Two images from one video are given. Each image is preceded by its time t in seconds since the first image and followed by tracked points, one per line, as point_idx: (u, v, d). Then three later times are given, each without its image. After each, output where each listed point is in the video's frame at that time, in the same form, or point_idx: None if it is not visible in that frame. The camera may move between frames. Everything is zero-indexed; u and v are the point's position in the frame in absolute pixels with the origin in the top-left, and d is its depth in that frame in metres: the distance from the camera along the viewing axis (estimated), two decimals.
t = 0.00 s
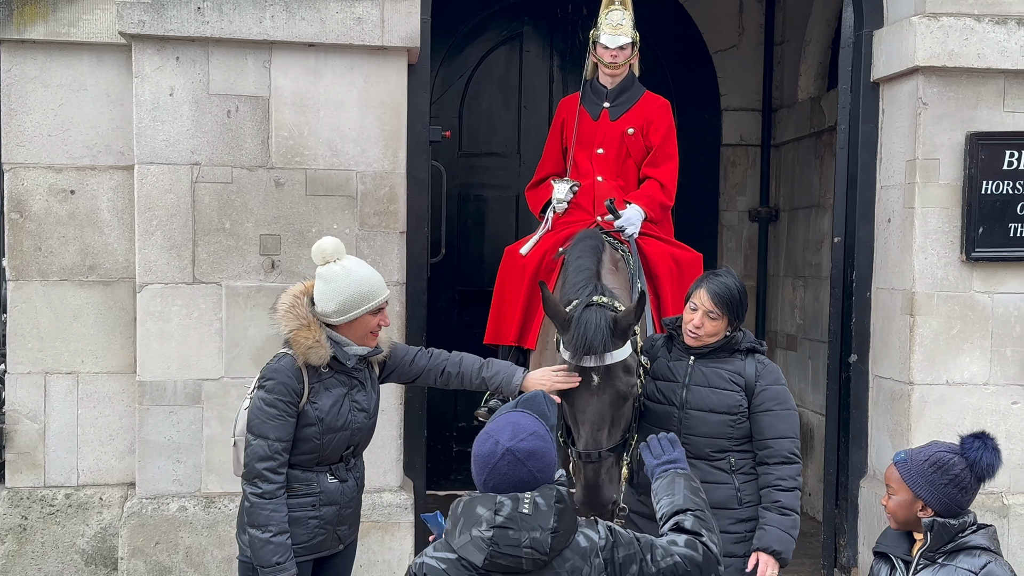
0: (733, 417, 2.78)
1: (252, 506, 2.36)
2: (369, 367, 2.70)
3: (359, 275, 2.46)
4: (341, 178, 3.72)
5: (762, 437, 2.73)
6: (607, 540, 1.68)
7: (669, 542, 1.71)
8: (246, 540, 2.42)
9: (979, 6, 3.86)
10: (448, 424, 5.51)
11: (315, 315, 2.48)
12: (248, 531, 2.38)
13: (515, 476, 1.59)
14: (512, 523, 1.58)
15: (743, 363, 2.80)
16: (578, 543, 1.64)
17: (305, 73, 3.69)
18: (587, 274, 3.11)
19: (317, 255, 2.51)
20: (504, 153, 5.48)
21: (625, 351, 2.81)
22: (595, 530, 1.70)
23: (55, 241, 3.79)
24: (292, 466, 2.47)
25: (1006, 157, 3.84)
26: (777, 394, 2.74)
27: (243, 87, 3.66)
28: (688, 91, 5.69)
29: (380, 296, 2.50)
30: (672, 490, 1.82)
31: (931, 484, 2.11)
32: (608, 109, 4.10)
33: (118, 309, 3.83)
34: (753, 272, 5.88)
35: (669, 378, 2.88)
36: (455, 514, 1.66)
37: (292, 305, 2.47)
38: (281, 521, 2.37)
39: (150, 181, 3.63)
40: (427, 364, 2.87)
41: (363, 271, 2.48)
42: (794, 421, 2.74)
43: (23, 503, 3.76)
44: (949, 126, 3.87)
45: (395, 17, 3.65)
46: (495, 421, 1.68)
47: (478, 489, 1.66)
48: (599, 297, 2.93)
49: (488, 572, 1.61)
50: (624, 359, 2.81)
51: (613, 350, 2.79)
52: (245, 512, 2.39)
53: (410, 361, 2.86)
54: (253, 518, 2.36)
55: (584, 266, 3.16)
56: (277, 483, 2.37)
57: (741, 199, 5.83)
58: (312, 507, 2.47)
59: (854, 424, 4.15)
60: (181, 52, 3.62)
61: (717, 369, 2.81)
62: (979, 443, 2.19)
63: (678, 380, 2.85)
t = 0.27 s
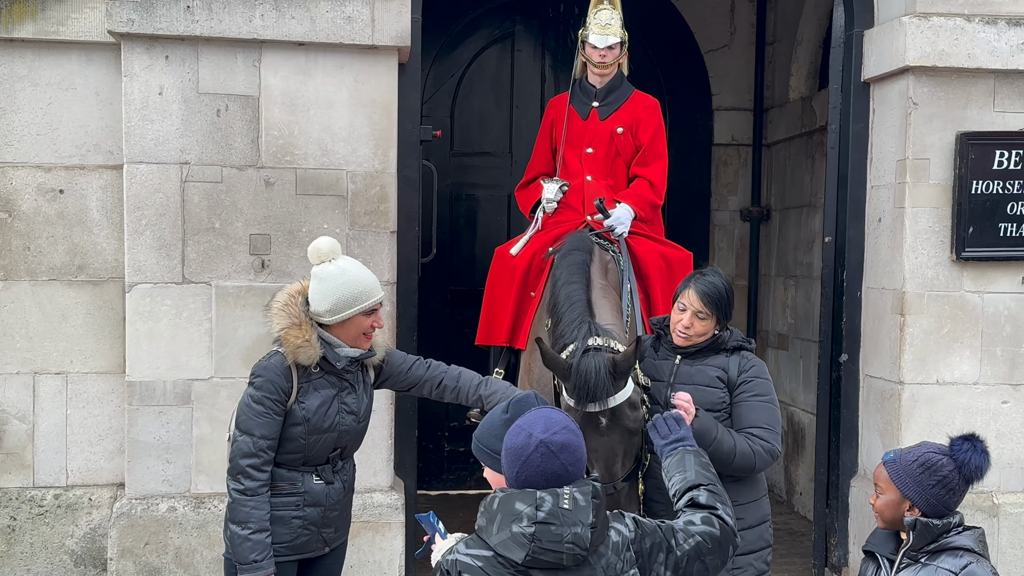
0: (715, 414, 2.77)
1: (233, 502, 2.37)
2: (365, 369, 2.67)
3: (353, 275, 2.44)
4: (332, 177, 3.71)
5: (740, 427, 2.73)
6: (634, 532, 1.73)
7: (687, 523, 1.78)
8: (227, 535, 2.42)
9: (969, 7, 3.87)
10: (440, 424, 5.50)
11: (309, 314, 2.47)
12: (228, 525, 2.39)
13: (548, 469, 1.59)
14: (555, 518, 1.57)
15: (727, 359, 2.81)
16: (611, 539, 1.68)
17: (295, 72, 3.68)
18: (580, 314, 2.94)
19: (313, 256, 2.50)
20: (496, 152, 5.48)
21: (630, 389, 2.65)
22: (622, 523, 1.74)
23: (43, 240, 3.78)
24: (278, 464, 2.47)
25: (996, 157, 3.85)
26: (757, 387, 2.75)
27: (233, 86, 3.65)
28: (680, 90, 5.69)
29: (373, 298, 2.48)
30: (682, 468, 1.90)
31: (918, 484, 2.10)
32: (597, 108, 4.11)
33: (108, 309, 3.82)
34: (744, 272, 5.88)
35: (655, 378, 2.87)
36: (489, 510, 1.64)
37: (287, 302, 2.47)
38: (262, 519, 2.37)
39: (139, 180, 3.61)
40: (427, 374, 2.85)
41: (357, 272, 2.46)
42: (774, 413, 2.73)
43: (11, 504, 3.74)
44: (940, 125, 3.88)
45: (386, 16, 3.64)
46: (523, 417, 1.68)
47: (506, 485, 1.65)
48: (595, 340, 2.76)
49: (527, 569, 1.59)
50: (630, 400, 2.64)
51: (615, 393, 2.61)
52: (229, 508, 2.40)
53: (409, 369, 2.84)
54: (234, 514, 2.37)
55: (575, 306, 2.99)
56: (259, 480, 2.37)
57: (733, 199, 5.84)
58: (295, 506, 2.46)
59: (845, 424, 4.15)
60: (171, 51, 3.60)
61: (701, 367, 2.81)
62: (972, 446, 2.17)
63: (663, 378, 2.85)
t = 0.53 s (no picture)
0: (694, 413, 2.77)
1: (223, 498, 2.36)
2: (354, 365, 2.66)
3: (340, 269, 2.45)
4: (322, 175, 3.70)
5: (711, 423, 2.71)
6: (657, 537, 1.73)
7: (699, 525, 1.81)
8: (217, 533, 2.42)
9: (959, 6, 3.88)
10: (431, 423, 5.50)
11: (297, 309, 2.47)
12: (219, 523, 2.38)
13: (570, 478, 1.59)
14: (594, 530, 1.58)
15: (710, 358, 2.82)
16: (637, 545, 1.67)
17: (286, 70, 3.67)
18: (580, 328, 2.86)
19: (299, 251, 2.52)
20: (487, 151, 5.47)
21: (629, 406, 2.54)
22: (645, 528, 1.73)
23: (32, 239, 3.76)
24: (269, 461, 2.46)
25: (985, 156, 3.86)
26: (736, 384, 2.73)
27: (222, 84, 3.64)
28: (671, 89, 5.69)
29: (360, 292, 2.48)
30: (682, 467, 1.93)
31: (906, 483, 2.10)
32: (586, 107, 4.10)
33: (97, 308, 3.80)
34: (735, 271, 5.89)
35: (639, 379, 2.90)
36: (518, 525, 1.61)
37: (274, 298, 2.47)
38: (252, 515, 2.36)
39: (128, 179, 3.60)
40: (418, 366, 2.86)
41: (344, 267, 2.47)
42: (751, 412, 2.71)
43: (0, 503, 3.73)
44: (930, 125, 3.89)
45: (377, 14, 3.63)
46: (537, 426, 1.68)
47: (527, 497, 1.63)
48: (596, 354, 2.65)
49: None
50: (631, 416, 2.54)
51: (618, 407, 2.50)
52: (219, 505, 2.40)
53: (400, 364, 2.83)
54: (224, 511, 2.36)
55: (574, 318, 2.93)
56: (249, 477, 2.37)
57: (724, 198, 5.85)
58: (285, 502, 2.46)
59: (835, 422, 4.16)
60: (160, 48, 3.59)
61: (683, 367, 2.82)
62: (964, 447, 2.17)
63: (645, 378, 2.87)
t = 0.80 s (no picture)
0: (685, 412, 2.79)
1: (209, 491, 2.36)
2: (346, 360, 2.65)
3: (321, 261, 2.43)
4: (312, 173, 3.69)
5: (703, 422, 2.72)
6: (682, 535, 1.74)
7: (719, 521, 1.84)
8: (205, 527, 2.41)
9: (948, 5, 3.90)
10: (422, 422, 5.49)
11: (283, 302, 2.47)
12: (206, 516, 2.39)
13: (597, 481, 1.60)
14: (628, 533, 1.58)
15: (698, 357, 2.83)
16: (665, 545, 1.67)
17: (276, 68, 3.65)
18: (561, 336, 2.85)
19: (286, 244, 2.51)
20: (477, 150, 5.46)
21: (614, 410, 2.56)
22: (671, 527, 1.73)
23: (20, 237, 3.74)
24: (257, 456, 2.46)
25: (974, 155, 3.88)
26: (723, 383, 2.74)
27: (211, 82, 3.62)
28: (661, 88, 5.69)
29: (340, 282, 2.46)
30: (690, 466, 1.94)
31: (899, 481, 2.11)
32: (576, 105, 4.09)
33: (85, 307, 3.78)
34: (725, 270, 5.90)
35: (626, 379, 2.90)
36: (546, 533, 1.58)
37: (265, 290, 2.48)
38: (236, 508, 2.35)
39: (117, 177, 3.58)
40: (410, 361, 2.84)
41: (324, 259, 2.45)
42: (740, 410, 2.71)
43: None
44: (919, 123, 3.90)
45: (367, 12, 3.62)
46: (554, 432, 1.68)
47: (550, 502, 1.63)
48: (577, 361, 2.63)
49: None
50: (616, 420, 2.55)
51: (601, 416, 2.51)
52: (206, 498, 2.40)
53: (390, 358, 2.84)
54: (210, 504, 2.36)
55: (555, 327, 2.92)
56: (235, 469, 2.37)
57: (714, 197, 5.86)
58: (271, 496, 2.45)
59: (825, 421, 4.17)
60: (149, 46, 3.57)
61: (671, 367, 2.83)
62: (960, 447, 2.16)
63: (633, 378, 2.87)
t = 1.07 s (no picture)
0: (677, 412, 2.82)
1: (196, 492, 2.36)
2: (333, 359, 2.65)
3: (306, 260, 2.43)
4: (302, 172, 3.68)
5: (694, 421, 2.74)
6: (698, 530, 1.78)
7: (728, 516, 1.90)
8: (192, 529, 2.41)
9: (936, 5, 3.91)
10: (412, 421, 5.49)
11: (269, 301, 2.47)
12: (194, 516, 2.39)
13: (621, 474, 1.66)
14: (650, 526, 1.63)
15: (685, 357, 2.84)
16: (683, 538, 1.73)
17: (265, 66, 3.64)
18: (546, 344, 2.90)
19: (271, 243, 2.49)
20: (467, 149, 5.46)
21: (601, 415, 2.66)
22: (688, 523, 1.78)
23: (8, 236, 3.72)
24: (244, 457, 2.46)
25: (962, 155, 3.89)
26: (711, 380, 2.76)
27: (200, 80, 3.61)
28: (651, 87, 5.70)
29: (325, 282, 2.45)
30: (694, 472, 2.04)
31: (893, 478, 2.12)
32: (565, 104, 4.09)
33: (74, 306, 3.76)
34: (715, 269, 5.92)
35: (616, 384, 2.92)
36: (570, 525, 1.64)
37: (250, 288, 2.47)
38: (223, 509, 2.35)
39: (106, 176, 3.56)
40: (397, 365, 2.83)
41: (309, 259, 2.44)
42: (730, 406, 2.72)
43: None
44: (908, 123, 3.91)
45: (356, 11, 3.62)
46: (576, 428, 1.74)
47: (573, 497, 1.70)
48: (561, 369, 2.71)
49: None
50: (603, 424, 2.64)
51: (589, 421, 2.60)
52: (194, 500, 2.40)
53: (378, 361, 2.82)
54: (197, 505, 2.36)
55: (539, 334, 2.98)
56: (222, 470, 2.37)
57: (704, 196, 5.87)
58: (258, 496, 2.44)
59: (814, 420, 4.18)
60: (137, 44, 3.56)
61: (659, 370, 2.85)
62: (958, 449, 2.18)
63: (623, 384, 2.90)
